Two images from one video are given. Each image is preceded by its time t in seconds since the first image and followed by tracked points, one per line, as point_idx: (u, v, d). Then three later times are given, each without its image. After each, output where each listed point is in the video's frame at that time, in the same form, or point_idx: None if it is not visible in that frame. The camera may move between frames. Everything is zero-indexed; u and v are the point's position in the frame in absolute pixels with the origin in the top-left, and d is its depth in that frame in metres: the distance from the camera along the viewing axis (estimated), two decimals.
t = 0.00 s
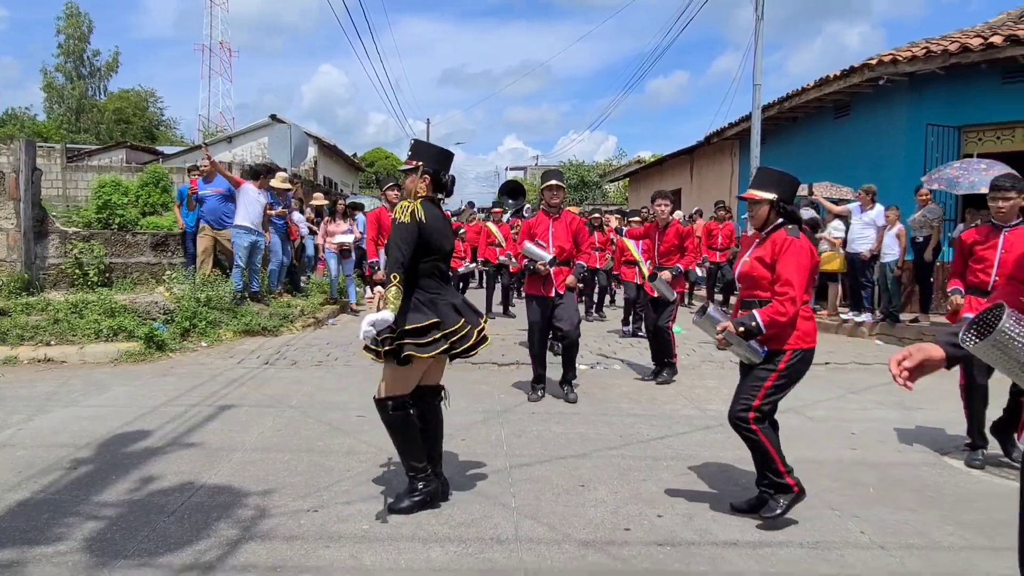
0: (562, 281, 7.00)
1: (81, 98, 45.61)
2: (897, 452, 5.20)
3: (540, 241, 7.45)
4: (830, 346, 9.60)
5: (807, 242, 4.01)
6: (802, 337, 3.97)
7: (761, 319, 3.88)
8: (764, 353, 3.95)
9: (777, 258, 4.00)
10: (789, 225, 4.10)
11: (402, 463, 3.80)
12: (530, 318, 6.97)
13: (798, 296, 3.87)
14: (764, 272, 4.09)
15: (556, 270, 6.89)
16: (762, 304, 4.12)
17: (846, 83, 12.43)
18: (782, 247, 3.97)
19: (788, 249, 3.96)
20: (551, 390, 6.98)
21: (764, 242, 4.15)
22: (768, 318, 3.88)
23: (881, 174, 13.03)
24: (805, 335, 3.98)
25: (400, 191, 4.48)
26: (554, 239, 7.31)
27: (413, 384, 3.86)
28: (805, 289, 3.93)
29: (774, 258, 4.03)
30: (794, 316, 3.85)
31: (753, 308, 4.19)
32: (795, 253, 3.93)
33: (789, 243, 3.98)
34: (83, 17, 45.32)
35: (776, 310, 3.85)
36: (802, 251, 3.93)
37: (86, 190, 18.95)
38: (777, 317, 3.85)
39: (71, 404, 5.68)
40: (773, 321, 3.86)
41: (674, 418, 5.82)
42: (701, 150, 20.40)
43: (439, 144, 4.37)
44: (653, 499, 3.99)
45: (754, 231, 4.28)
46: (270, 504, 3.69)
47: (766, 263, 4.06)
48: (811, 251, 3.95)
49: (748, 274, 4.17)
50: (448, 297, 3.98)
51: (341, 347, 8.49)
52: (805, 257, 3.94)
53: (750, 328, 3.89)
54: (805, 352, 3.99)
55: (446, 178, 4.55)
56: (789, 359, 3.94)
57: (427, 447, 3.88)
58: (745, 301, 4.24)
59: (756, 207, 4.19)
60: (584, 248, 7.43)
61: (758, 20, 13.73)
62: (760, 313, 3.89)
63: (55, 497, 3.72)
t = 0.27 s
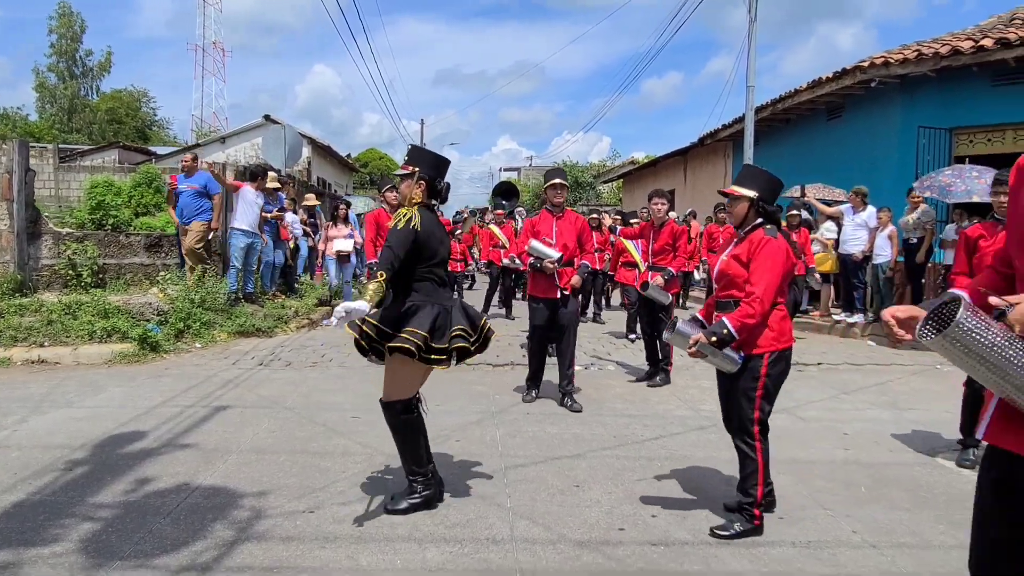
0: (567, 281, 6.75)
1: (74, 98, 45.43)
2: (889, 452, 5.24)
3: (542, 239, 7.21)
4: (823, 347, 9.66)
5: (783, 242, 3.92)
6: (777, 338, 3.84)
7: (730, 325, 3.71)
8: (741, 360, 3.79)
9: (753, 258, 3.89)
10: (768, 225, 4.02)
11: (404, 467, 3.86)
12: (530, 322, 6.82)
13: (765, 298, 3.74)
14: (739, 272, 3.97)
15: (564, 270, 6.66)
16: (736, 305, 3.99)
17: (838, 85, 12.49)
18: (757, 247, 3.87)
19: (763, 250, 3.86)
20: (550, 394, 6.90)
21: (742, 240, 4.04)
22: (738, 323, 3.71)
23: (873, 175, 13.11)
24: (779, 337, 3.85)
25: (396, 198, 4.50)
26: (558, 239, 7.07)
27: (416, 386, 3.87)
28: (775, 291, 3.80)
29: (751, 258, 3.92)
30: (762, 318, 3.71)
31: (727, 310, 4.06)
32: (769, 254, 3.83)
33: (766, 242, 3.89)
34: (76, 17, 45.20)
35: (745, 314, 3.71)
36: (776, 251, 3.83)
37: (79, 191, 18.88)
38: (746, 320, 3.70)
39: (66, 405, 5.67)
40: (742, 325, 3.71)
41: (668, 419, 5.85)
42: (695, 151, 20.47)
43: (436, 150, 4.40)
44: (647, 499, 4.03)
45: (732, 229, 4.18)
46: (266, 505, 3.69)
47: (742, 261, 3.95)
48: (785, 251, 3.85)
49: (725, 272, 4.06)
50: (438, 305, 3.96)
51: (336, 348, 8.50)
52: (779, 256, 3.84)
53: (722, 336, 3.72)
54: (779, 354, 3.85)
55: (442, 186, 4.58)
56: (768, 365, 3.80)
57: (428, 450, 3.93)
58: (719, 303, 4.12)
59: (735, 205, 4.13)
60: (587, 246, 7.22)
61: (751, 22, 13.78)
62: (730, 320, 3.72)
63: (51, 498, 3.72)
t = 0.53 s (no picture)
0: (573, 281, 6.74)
1: (68, 98, 45.26)
2: (887, 451, 5.24)
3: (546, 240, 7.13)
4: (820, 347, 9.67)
5: (764, 241, 3.80)
6: (761, 341, 3.71)
7: (712, 331, 3.56)
8: (727, 364, 3.65)
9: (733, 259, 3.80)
10: (750, 223, 3.95)
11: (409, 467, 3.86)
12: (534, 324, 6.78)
13: (743, 298, 3.62)
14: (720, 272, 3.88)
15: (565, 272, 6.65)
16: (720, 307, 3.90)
17: (835, 85, 12.52)
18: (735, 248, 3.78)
19: (742, 249, 3.76)
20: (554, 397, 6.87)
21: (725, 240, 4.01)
22: (718, 329, 3.58)
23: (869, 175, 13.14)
24: (765, 338, 3.72)
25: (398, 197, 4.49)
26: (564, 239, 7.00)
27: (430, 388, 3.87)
28: (756, 290, 3.67)
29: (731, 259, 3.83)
30: (742, 319, 3.59)
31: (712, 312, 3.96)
32: (748, 253, 3.72)
33: (745, 241, 3.79)
34: (70, 16, 45.03)
35: (724, 317, 3.59)
36: (756, 250, 3.72)
37: (73, 191, 18.79)
38: (726, 324, 3.57)
39: (62, 406, 5.63)
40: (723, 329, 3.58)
41: (667, 418, 5.85)
42: (691, 151, 20.48)
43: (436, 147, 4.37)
44: (648, 500, 4.02)
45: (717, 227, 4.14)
46: (265, 506, 3.67)
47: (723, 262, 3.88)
48: (766, 251, 3.73)
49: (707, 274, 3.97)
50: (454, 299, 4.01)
51: (333, 348, 8.48)
52: (759, 254, 3.72)
53: (706, 345, 3.57)
54: (767, 355, 3.71)
55: (442, 182, 4.56)
56: (754, 366, 3.67)
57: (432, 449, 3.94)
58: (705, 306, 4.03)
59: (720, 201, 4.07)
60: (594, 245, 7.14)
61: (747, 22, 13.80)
62: (710, 326, 3.59)
63: (48, 500, 3.69)
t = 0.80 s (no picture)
0: (572, 286, 6.58)
1: (65, 98, 45.18)
2: (890, 451, 5.23)
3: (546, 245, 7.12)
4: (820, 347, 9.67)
5: (755, 240, 3.80)
6: (755, 342, 3.73)
7: (706, 327, 3.59)
8: (718, 361, 3.65)
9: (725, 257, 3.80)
10: (742, 222, 3.94)
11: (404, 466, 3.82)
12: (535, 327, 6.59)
13: (741, 298, 3.61)
14: (714, 272, 3.90)
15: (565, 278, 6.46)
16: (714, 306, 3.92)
17: (834, 85, 12.53)
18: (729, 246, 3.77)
19: (735, 248, 3.75)
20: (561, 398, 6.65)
21: (715, 238, 3.97)
22: (714, 326, 3.59)
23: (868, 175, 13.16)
24: (758, 340, 3.74)
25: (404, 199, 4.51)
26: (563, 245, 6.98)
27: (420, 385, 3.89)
28: (750, 289, 3.68)
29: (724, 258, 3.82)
30: (739, 319, 3.58)
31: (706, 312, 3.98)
32: (742, 251, 3.72)
33: (737, 240, 3.78)
34: (68, 17, 44.97)
35: (721, 316, 3.58)
36: (748, 249, 3.72)
37: (71, 191, 18.74)
38: (722, 323, 3.58)
39: (61, 407, 5.61)
40: (718, 328, 3.59)
41: (668, 418, 5.84)
42: (690, 152, 20.49)
43: (441, 150, 4.39)
44: (651, 500, 4.02)
45: (705, 226, 4.11)
46: (267, 507, 3.66)
47: (715, 262, 3.87)
48: (758, 250, 3.72)
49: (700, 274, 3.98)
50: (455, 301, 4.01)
51: (333, 348, 8.46)
52: (752, 253, 3.72)
53: (699, 340, 3.60)
54: (760, 357, 3.74)
55: (448, 184, 4.56)
56: (745, 366, 3.69)
57: (429, 449, 3.91)
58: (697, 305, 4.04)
59: (712, 199, 4.05)
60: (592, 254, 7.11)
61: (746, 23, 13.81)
62: (706, 322, 3.60)
63: (49, 501, 3.68)
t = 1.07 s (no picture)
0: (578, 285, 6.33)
1: (65, 99, 45.16)
2: (893, 453, 5.23)
3: (552, 239, 6.98)
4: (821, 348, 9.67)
5: (758, 241, 3.80)
6: (754, 345, 3.67)
7: (706, 329, 3.52)
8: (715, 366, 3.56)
9: (728, 258, 3.82)
10: (744, 223, 3.94)
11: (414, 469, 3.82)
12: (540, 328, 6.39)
13: (745, 299, 3.61)
14: (715, 274, 3.93)
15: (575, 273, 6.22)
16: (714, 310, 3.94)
17: (834, 87, 12.54)
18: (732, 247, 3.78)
19: (738, 249, 3.77)
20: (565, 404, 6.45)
21: (717, 240, 3.98)
22: (714, 329, 3.53)
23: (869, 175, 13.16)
24: (756, 343, 3.68)
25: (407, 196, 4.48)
26: (570, 239, 6.75)
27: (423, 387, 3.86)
28: (753, 290, 3.69)
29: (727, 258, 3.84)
30: (739, 322, 3.56)
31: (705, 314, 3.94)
32: (745, 253, 3.74)
33: (740, 241, 3.79)
34: (67, 18, 44.97)
35: (722, 317, 3.54)
36: (750, 251, 3.73)
37: (71, 193, 18.73)
38: (723, 325, 3.53)
39: (62, 409, 5.61)
40: (718, 330, 3.53)
41: (670, 420, 5.84)
42: (690, 153, 20.50)
43: (445, 150, 4.40)
44: (655, 502, 4.02)
45: (708, 227, 4.11)
46: (270, 509, 3.65)
47: (717, 263, 3.88)
48: (761, 252, 3.72)
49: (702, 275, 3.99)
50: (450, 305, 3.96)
51: (333, 350, 8.45)
52: (755, 254, 3.73)
53: (697, 341, 3.52)
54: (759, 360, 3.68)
55: (451, 185, 4.56)
56: (741, 371, 3.61)
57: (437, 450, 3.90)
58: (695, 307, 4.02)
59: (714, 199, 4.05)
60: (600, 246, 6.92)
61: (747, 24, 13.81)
62: (707, 324, 3.52)
63: (51, 503, 3.67)
